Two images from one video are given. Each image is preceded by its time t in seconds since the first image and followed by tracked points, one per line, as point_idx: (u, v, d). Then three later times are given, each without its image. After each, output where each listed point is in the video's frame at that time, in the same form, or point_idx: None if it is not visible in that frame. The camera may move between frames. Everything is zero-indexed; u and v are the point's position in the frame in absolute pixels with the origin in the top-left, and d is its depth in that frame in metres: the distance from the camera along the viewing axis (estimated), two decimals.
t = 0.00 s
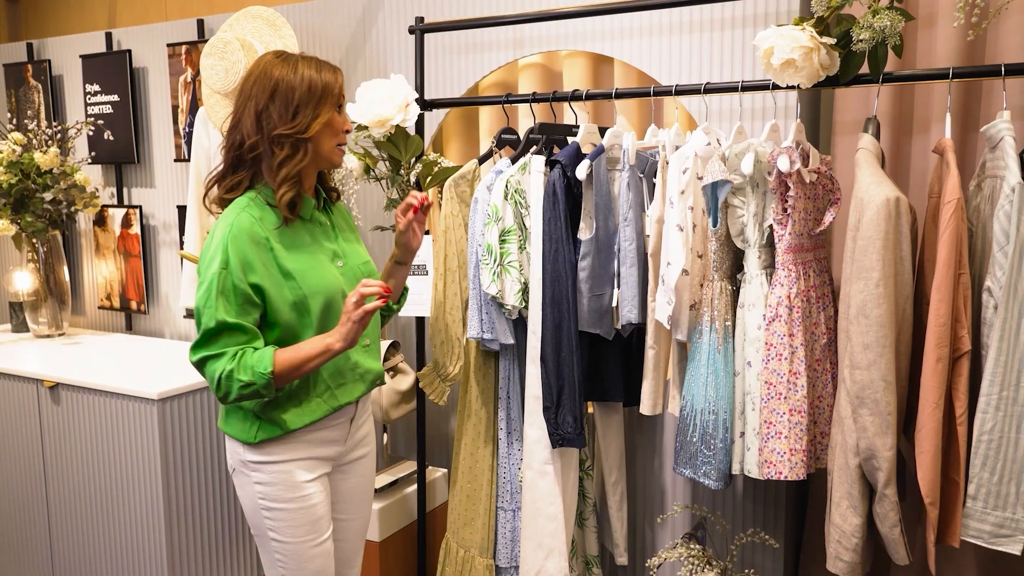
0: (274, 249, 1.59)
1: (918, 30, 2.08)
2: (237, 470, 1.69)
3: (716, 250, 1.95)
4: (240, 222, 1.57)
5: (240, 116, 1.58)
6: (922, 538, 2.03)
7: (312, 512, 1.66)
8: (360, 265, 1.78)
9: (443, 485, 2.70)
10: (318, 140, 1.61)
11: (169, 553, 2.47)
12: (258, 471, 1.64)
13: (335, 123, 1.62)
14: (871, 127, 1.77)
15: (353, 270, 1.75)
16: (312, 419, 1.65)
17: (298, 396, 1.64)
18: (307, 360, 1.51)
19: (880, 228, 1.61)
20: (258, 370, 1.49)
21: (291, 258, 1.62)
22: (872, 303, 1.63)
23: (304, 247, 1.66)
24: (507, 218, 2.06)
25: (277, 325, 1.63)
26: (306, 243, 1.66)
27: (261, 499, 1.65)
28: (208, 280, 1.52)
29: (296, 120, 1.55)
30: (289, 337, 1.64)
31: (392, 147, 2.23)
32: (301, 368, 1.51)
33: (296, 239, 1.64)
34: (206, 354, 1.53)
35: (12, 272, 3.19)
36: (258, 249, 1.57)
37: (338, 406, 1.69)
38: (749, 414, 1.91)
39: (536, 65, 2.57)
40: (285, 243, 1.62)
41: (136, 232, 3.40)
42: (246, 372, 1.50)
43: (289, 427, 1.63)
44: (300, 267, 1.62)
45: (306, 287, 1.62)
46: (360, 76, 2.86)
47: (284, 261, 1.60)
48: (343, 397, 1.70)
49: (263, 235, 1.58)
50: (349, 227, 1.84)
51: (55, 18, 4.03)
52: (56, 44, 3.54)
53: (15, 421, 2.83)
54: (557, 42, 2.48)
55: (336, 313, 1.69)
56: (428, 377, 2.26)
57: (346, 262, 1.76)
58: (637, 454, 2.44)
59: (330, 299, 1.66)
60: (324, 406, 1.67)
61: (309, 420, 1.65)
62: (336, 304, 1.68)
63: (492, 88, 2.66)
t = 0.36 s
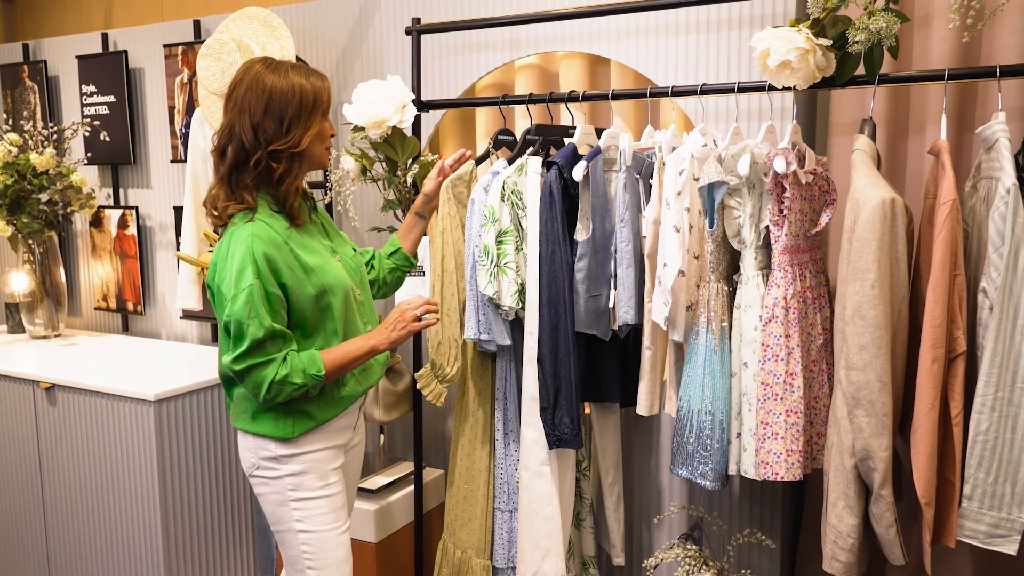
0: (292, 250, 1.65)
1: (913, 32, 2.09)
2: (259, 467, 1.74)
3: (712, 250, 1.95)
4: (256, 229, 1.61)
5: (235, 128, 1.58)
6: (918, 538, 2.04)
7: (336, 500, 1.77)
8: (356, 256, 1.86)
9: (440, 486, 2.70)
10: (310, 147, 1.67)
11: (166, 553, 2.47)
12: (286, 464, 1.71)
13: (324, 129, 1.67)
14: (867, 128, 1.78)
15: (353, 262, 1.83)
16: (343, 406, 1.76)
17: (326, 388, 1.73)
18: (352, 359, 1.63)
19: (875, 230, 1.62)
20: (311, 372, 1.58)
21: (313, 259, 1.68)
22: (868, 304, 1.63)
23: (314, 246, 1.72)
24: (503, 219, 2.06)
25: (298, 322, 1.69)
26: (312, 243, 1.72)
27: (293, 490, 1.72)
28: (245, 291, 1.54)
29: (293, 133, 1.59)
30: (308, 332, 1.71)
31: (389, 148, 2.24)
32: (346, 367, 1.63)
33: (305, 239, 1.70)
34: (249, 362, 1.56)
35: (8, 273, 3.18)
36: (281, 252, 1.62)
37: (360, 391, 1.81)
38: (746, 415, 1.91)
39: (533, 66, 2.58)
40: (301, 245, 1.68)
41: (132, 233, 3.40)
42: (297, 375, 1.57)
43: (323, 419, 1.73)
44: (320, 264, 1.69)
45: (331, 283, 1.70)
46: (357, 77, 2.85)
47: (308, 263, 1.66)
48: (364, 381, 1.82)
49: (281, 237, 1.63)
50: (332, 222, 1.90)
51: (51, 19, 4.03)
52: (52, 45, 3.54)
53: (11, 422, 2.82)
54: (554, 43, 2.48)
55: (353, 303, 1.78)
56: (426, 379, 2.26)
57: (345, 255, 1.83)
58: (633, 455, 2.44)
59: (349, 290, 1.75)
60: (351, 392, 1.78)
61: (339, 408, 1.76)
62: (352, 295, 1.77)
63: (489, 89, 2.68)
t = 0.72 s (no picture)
0: (262, 249, 1.69)
1: (907, 32, 2.09)
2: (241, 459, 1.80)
3: (706, 250, 1.95)
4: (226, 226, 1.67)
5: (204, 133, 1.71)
6: (910, 537, 2.05)
7: (316, 495, 1.78)
8: (346, 255, 1.87)
9: (434, 486, 2.70)
10: (274, 143, 1.69)
11: (160, 553, 2.46)
12: (261, 458, 1.76)
13: (281, 124, 1.69)
14: (860, 128, 1.78)
15: (340, 261, 1.84)
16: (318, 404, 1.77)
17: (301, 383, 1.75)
18: (302, 366, 1.67)
19: (868, 229, 1.62)
20: (254, 374, 1.64)
21: (284, 258, 1.72)
22: (860, 303, 1.63)
23: (292, 244, 1.75)
24: (498, 219, 2.06)
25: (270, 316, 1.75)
26: (291, 241, 1.75)
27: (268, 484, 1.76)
28: (201, 287, 1.63)
29: (238, 132, 1.65)
30: (281, 327, 1.77)
31: (383, 148, 2.23)
32: (294, 373, 1.68)
33: (282, 237, 1.73)
34: (199, 353, 1.66)
35: (3, 272, 3.19)
36: (248, 252, 1.66)
37: (339, 391, 1.81)
38: (740, 414, 1.91)
39: (528, 66, 2.59)
40: (274, 244, 1.72)
41: (127, 233, 3.39)
42: (241, 373, 1.64)
43: (292, 416, 1.75)
44: (292, 265, 1.72)
45: (301, 282, 1.72)
46: (352, 77, 2.85)
47: (276, 262, 1.70)
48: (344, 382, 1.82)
49: (251, 237, 1.67)
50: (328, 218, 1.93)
51: (46, 19, 4.02)
52: (46, 45, 3.53)
53: (6, 422, 2.82)
54: (549, 44, 2.48)
55: (331, 303, 1.79)
56: (419, 377, 2.20)
57: (333, 254, 1.85)
58: (628, 455, 2.45)
59: (323, 290, 1.76)
60: (329, 391, 1.79)
61: (313, 406, 1.76)
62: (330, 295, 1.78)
63: (484, 89, 2.68)
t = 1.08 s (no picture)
0: (235, 249, 1.71)
1: (899, 33, 2.10)
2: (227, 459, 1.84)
3: (698, 250, 1.96)
4: (202, 227, 1.72)
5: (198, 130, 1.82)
6: (902, 537, 2.05)
7: (295, 494, 1.78)
8: (333, 256, 1.86)
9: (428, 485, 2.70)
10: (240, 150, 1.74)
11: (155, 553, 2.46)
12: (241, 456, 1.79)
13: (240, 131, 1.71)
14: (852, 128, 1.79)
15: (324, 263, 1.83)
16: (291, 406, 1.76)
17: (275, 383, 1.77)
18: (257, 363, 1.66)
19: (859, 230, 1.63)
20: (211, 371, 1.66)
21: (256, 258, 1.73)
22: (852, 303, 1.64)
23: (269, 244, 1.76)
24: (492, 219, 2.07)
25: (247, 317, 1.78)
26: (267, 242, 1.76)
27: (249, 483, 1.79)
28: (169, 284, 1.68)
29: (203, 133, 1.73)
30: (258, 327, 1.78)
31: (378, 149, 2.22)
32: (252, 371, 1.67)
33: (257, 238, 1.75)
34: (169, 347, 1.71)
35: None
36: (218, 251, 1.69)
37: (315, 393, 1.80)
38: (732, 414, 1.92)
39: (522, 66, 2.58)
40: (247, 244, 1.73)
41: (122, 233, 3.39)
42: (202, 369, 1.67)
43: (265, 415, 1.75)
44: (263, 265, 1.73)
45: (269, 283, 1.73)
46: (346, 77, 2.85)
47: (245, 262, 1.72)
48: (320, 385, 1.80)
49: (222, 236, 1.70)
50: (321, 218, 1.93)
51: (41, 19, 4.02)
52: (41, 45, 3.52)
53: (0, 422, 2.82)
54: (542, 44, 2.49)
55: (308, 305, 1.79)
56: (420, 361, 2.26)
57: (318, 255, 1.84)
58: (622, 454, 2.45)
59: (295, 292, 1.75)
60: (304, 393, 1.78)
61: (285, 408, 1.76)
62: (304, 297, 1.78)
63: (478, 89, 2.68)
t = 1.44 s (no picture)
0: (227, 248, 1.72)
1: (894, 33, 2.10)
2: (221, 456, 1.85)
3: (693, 250, 1.96)
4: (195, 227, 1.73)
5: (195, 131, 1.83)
6: (896, 536, 2.06)
7: (287, 493, 1.78)
8: (327, 256, 1.86)
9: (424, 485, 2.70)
10: (232, 149, 1.74)
11: (150, 553, 2.46)
12: (234, 454, 1.80)
13: (231, 130, 1.71)
14: (846, 127, 1.79)
15: (317, 263, 1.83)
16: (284, 405, 1.77)
17: (268, 383, 1.77)
18: (252, 352, 1.65)
19: (853, 228, 1.63)
20: (206, 364, 1.64)
21: (248, 257, 1.74)
22: (845, 301, 1.64)
23: (262, 244, 1.76)
24: (492, 218, 2.06)
25: (241, 317, 1.78)
26: (259, 241, 1.76)
27: (241, 481, 1.80)
28: (163, 284, 1.69)
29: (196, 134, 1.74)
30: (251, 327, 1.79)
31: (374, 148, 2.23)
32: (248, 362, 1.66)
33: (250, 237, 1.75)
34: (165, 345, 1.71)
35: None
36: (210, 251, 1.70)
37: (308, 392, 1.80)
38: (727, 413, 1.92)
39: (518, 66, 2.63)
40: (240, 243, 1.74)
41: (118, 233, 3.39)
42: (197, 364, 1.66)
43: (259, 414, 1.76)
44: (254, 264, 1.73)
45: (261, 281, 1.73)
46: (342, 76, 2.85)
47: (237, 261, 1.72)
48: (313, 384, 1.80)
49: (214, 236, 1.70)
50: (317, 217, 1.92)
51: (37, 20, 4.01)
52: (37, 44, 3.52)
53: None
54: (538, 44, 2.49)
55: (300, 305, 1.78)
56: (437, 347, 2.03)
57: (312, 255, 1.84)
58: (617, 454, 2.45)
59: (286, 291, 1.76)
60: (298, 392, 1.78)
61: (278, 407, 1.76)
62: (296, 296, 1.78)
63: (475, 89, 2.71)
